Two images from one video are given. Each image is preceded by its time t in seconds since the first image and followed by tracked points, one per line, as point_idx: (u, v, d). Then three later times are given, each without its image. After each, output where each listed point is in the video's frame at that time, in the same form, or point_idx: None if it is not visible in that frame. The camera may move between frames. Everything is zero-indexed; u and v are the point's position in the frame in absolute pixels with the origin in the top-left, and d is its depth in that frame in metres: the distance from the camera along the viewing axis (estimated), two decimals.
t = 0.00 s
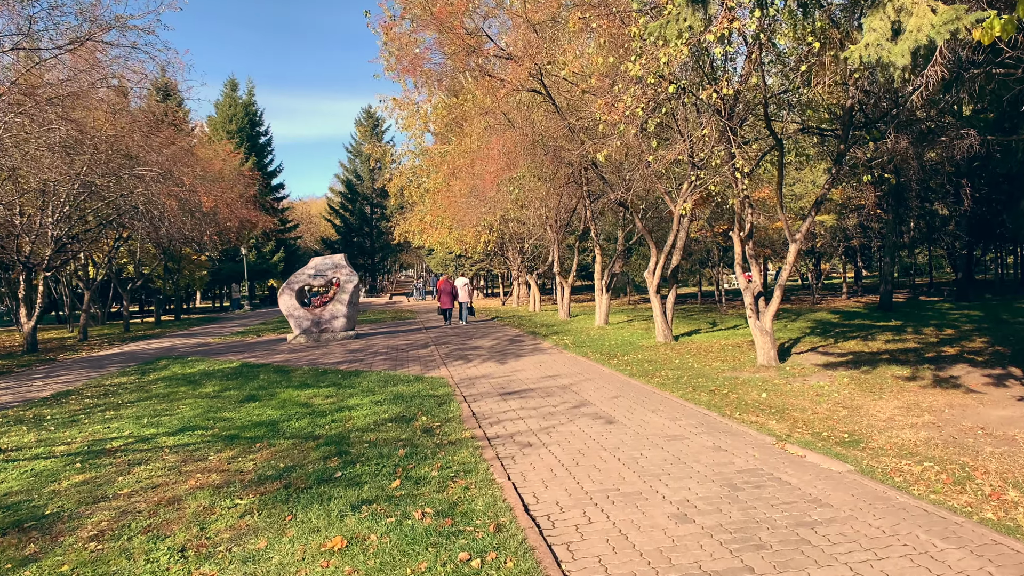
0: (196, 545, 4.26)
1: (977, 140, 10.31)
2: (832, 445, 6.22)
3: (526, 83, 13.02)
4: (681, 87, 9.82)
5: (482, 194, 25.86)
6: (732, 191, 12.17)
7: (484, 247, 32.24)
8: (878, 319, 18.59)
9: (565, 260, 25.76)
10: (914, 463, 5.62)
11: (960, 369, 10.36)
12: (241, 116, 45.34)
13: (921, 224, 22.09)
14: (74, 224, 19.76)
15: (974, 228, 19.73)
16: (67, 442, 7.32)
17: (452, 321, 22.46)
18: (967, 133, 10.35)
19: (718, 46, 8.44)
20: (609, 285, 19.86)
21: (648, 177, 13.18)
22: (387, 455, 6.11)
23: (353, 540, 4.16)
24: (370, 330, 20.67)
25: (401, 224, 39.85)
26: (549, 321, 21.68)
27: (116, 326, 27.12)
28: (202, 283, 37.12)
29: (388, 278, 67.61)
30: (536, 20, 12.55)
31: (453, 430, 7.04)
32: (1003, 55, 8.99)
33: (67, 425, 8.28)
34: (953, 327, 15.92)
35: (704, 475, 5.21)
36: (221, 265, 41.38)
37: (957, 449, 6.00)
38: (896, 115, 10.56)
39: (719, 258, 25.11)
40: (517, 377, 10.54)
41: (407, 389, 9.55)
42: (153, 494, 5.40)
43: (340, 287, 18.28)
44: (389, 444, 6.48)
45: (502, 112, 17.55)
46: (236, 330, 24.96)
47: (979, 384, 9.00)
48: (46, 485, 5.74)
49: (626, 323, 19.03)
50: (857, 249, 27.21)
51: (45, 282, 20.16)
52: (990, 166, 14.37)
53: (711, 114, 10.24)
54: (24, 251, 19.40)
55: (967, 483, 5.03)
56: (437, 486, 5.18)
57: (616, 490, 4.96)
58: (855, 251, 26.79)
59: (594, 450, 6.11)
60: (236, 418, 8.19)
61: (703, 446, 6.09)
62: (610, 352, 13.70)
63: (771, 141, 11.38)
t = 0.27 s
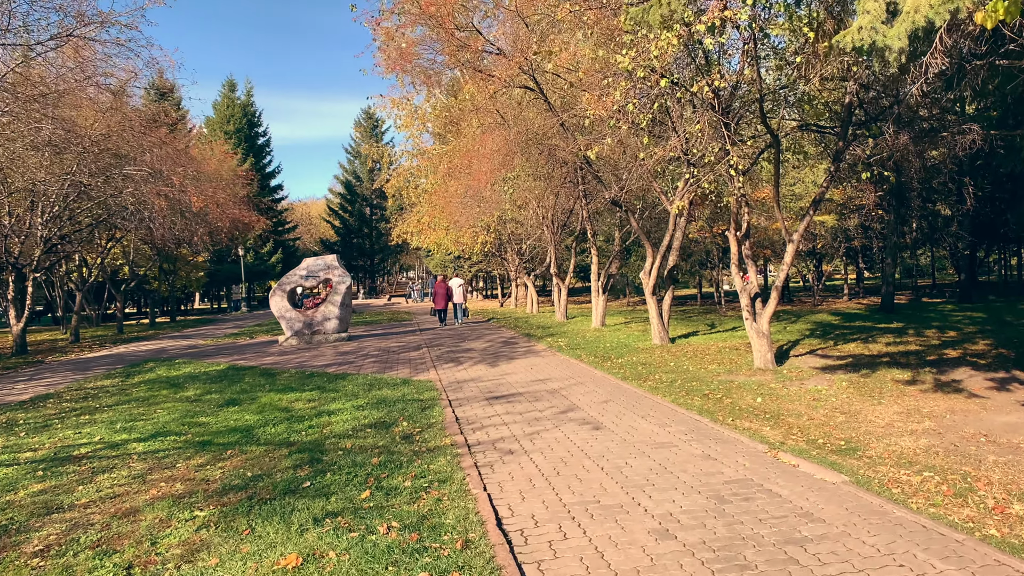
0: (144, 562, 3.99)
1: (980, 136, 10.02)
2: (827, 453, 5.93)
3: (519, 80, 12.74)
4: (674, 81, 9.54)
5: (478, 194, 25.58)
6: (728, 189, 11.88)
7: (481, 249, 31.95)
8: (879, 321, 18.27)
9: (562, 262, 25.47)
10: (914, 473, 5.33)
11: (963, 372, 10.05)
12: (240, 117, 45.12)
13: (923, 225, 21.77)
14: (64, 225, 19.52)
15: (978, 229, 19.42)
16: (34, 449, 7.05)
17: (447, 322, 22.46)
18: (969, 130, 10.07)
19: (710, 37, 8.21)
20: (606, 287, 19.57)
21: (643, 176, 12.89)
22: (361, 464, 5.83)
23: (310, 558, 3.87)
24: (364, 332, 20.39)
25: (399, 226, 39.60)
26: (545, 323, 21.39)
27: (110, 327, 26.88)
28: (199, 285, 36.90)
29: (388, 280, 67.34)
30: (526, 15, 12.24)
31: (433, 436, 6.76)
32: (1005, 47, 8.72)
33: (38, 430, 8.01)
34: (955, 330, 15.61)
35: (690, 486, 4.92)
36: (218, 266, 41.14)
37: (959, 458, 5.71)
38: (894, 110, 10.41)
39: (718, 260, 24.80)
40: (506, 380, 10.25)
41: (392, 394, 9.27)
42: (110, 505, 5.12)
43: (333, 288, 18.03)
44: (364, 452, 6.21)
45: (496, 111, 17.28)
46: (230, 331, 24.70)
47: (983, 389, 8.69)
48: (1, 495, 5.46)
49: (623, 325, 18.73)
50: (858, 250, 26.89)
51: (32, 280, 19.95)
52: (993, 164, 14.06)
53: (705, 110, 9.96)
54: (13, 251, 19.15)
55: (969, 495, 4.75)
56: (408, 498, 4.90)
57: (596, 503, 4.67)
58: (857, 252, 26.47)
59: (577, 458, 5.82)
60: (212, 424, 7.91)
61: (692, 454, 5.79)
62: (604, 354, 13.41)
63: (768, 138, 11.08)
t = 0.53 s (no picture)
0: None
1: (985, 132, 9.71)
2: (826, 465, 5.63)
3: (512, 76, 12.45)
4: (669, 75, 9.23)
5: (474, 192, 25.25)
6: (726, 188, 11.56)
7: (479, 248, 31.65)
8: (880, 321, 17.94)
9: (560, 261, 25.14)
10: (917, 487, 5.03)
11: (968, 376, 9.74)
12: (237, 116, 44.73)
13: (926, 223, 21.42)
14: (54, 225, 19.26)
15: (982, 227, 19.09)
16: None
17: (442, 323, 22.14)
18: (974, 125, 9.77)
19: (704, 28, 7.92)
20: (603, 287, 19.27)
21: (639, 173, 12.59)
22: (335, 477, 5.53)
23: None
24: (358, 332, 20.11)
25: (397, 225, 39.33)
26: (542, 323, 21.09)
27: (104, 328, 26.63)
28: (196, 285, 36.64)
29: (388, 279, 67.13)
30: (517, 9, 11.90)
31: (413, 446, 6.47)
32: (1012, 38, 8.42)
33: (10, 437, 7.74)
34: (959, 331, 15.28)
35: (678, 504, 4.62)
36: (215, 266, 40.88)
37: (966, 472, 5.40)
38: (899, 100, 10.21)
39: (718, 259, 24.48)
40: (496, 384, 9.95)
41: (376, 398, 8.98)
42: (65, 521, 4.83)
43: (325, 289, 17.76)
44: (338, 463, 5.92)
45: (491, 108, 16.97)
46: (224, 332, 24.42)
47: (988, 394, 8.39)
48: None
49: (620, 325, 18.43)
50: (860, 249, 26.54)
51: (25, 282, 19.66)
52: (998, 161, 13.74)
53: (701, 105, 9.66)
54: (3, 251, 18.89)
55: (977, 513, 4.45)
56: (379, 516, 4.60)
57: (577, 522, 4.38)
58: (858, 252, 26.14)
59: (561, 471, 5.52)
60: (188, 431, 7.62)
61: (683, 467, 5.49)
62: (599, 356, 13.11)
63: (767, 135, 10.77)
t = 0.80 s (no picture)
0: None
1: (993, 128, 9.41)
2: (828, 476, 5.33)
3: (506, 72, 12.15)
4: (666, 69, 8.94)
5: (472, 192, 24.93)
6: (725, 186, 11.25)
7: (478, 248, 31.33)
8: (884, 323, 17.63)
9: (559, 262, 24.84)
10: (927, 501, 4.73)
11: (975, 380, 9.43)
12: (235, 117, 44.35)
13: (930, 223, 21.09)
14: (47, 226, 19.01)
15: (987, 228, 18.77)
16: None
17: (439, 324, 21.85)
18: (982, 121, 9.46)
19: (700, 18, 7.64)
20: (601, 288, 18.96)
21: (636, 171, 12.28)
22: (310, 488, 5.25)
23: None
24: (352, 334, 19.82)
25: (396, 225, 39.05)
26: (539, 325, 20.77)
27: (98, 330, 26.37)
28: (193, 286, 36.38)
29: (388, 280, 66.89)
30: (510, 2, 11.58)
31: (395, 454, 6.17)
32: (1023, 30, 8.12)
33: None
34: (965, 333, 14.96)
35: (669, 519, 4.31)
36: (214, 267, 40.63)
37: (977, 483, 5.11)
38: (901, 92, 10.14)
39: (719, 259, 24.15)
40: (488, 388, 9.65)
41: (363, 402, 8.69)
42: (18, 536, 4.54)
43: (319, 290, 17.47)
44: (314, 473, 5.63)
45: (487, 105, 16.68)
46: (219, 333, 24.14)
47: (997, 399, 8.08)
48: None
49: (618, 327, 18.13)
50: (863, 250, 26.18)
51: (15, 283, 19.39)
52: (1005, 159, 13.43)
53: (700, 99, 9.37)
54: None
55: (990, 531, 4.16)
56: (350, 532, 4.31)
57: (560, 539, 4.08)
58: (861, 252, 25.80)
59: (548, 482, 5.21)
60: (164, 437, 7.33)
61: (676, 478, 5.19)
62: (595, 359, 12.79)
63: (767, 132, 10.47)
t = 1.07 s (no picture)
0: None
1: (1004, 123, 9.07)
2: (833, 493, 5.01)
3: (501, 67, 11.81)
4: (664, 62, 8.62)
5: (470, 191, 24.60)
6: (726, 184, 10.92)
7: (476, 248, 31.01)
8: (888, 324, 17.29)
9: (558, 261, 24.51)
10: (941, 521, 4.41)
11: (984, 385, 9.11)
12: (234, 115, 44.11)
13: (936, 222, 20.74)
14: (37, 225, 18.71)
15: (994, 226, 18.41)
16: None
17: (436, 324, 21.54)
18: (992, 116, 9.13)
19: (698, 7, 7.33)
20: (600, 288, 18.63)
21: (634, 169, 11.95)
22: (282, 505, 4.94)
23: None
24: (347, 335, 19.51)
25: (394, 224, 38.75)
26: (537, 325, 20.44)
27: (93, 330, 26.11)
28: (190, 285, 36.12)
29: (388, 280, 66.61)
30: None
31: (375, 467, 5.86)
32: None
33: None
34: (971, 334, 14.62)
35: (663, 543, 4.00)
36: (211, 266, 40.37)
37: (994, 500, 4.79)
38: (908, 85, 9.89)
39: (720, 259, 23.80)
40: (480, 393, 9.33)
41: (349, 409, 8.37)
42: None
43: (313, 290, 17.17)
44: (288, 489, 5.32)
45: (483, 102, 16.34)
46: (214, 334, 23.85)
47: (1009, 405, 7.76)
48: None
49: (617, 328, 17.79)
50: (866, 249, 25.82)
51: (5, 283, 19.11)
52: (1014, 156, 13.08)
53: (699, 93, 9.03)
54: None
55: (1011, 557, 3.84)
56: (319, 556, 4.00)
57: (545, 567, 3.76)
58: (865, 251, 25.45)
59: (535, 499, 4.89)
60: (139, 446, 7.02)
61: (671, 495, 4.87)
62: (592, 362, 12.47)
63: (769, 128, 10.15)
